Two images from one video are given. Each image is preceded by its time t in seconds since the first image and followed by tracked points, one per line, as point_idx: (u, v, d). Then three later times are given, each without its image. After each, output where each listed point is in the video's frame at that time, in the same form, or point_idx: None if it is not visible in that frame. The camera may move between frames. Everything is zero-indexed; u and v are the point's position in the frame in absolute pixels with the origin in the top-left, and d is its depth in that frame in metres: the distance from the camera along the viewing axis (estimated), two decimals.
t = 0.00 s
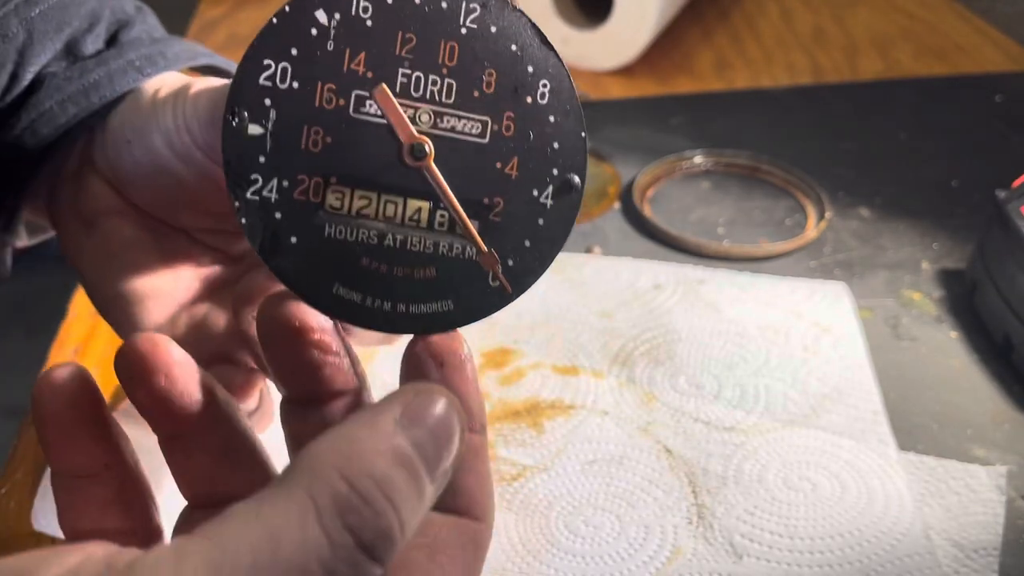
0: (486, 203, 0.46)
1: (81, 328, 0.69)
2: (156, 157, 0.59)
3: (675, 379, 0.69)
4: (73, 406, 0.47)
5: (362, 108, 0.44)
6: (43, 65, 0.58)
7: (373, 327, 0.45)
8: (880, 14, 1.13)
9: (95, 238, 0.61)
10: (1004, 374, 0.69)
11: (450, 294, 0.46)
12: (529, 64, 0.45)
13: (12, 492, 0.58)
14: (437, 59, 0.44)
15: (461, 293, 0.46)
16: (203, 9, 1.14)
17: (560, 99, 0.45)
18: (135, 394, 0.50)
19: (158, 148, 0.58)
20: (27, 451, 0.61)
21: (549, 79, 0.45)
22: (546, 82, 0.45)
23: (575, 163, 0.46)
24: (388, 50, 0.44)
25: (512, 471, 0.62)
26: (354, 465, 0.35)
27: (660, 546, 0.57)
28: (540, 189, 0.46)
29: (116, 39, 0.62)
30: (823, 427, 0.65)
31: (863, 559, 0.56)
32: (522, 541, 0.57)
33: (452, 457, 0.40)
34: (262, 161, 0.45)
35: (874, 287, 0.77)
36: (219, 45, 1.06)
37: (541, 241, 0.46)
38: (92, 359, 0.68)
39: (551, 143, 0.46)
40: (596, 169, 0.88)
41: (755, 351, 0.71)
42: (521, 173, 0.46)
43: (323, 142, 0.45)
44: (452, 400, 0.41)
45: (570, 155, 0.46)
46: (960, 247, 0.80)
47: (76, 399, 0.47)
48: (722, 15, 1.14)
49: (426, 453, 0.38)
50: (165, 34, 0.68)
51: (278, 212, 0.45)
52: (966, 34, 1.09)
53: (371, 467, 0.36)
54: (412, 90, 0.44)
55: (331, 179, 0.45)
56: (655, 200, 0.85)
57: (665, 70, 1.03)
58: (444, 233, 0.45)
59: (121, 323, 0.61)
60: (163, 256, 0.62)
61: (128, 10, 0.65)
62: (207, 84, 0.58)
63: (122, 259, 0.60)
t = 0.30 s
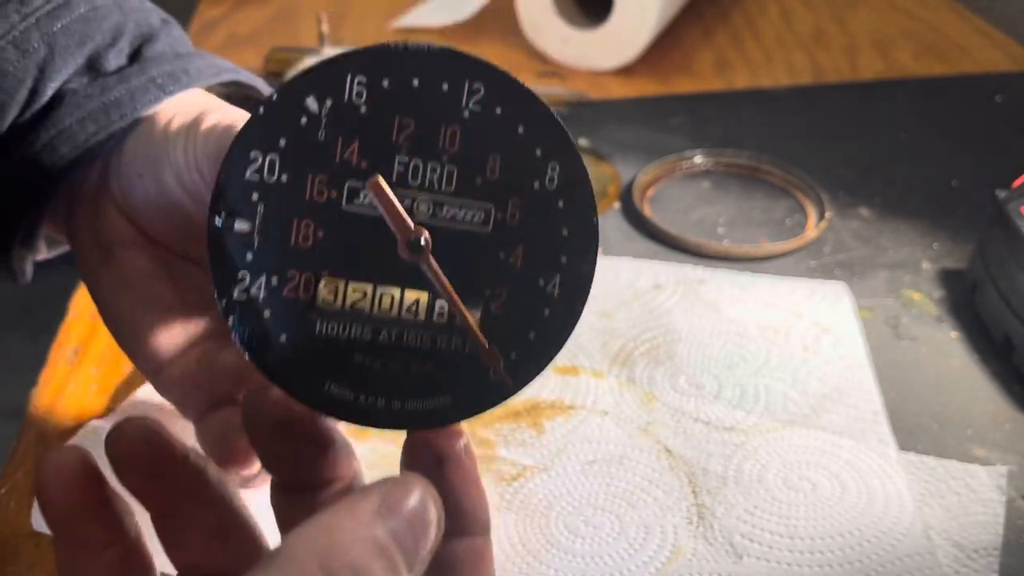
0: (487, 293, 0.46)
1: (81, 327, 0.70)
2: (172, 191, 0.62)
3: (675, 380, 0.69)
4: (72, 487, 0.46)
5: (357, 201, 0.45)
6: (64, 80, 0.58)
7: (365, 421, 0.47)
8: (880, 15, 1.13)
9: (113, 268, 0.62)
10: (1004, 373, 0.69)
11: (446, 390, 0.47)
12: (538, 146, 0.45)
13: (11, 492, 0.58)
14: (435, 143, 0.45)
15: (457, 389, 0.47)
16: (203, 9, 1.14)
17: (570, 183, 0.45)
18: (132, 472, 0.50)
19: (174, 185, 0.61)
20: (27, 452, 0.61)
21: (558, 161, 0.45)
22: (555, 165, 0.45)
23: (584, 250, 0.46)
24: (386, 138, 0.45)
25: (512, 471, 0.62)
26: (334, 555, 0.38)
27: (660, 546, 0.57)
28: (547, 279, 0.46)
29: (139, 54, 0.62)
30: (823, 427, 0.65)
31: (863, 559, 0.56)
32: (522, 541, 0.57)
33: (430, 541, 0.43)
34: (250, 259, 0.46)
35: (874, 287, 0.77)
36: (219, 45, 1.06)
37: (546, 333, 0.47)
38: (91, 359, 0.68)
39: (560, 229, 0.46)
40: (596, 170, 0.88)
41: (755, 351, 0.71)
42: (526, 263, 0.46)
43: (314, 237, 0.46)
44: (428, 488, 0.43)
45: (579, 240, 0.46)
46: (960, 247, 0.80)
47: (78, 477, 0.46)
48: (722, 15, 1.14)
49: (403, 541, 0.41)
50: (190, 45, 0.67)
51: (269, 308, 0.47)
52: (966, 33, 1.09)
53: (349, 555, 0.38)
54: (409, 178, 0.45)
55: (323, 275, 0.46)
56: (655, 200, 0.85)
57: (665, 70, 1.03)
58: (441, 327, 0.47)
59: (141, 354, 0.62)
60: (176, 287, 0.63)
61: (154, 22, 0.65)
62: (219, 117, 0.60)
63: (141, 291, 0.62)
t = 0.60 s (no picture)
0: (487, 336, 0.47)
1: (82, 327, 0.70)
2: (176, 214, 0.61)
3: (675, 380, 0.69)
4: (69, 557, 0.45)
5: (351, 251, 0.46)
6: (72, 97, 0.59)
7: (369, 471, 0.47)
8: (879, 16, 1.14)
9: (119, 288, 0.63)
10: (1004, 373, 0.69)
11: (451, 435, 0.47)
12: (532, 184, 0.46)
13: (13, 491, 0.59)
14: (427, 189, 0.45)
15: (462, 431, 0.47)
16: (203, 8, 1.14)
17: (563, 219, 0.46)
18: (125, 532, 0.48)
19: (177, 206, 0.61)
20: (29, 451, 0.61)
21: (553, 200, 0.46)
22: (550, 203, 0.46)
23: (581, 286, 0.47)
24: (376, 184, 0.45)
25: (512, 470, 0.62)
26: None
27: (660, 546, 0.57)
28: (547, 317, 0.47)
29: (148, 69, 0.63)
30: (823, 427, 0.65)
31: (862, 559, 0.57)
32: (522, 540, 0.58)
33: None
34: (243, 315, 0.46)
35: (874, 287, 0.77)
36: (219, 45, 1.06)
37: (548, 370, 0.48)
38: (92, 359, 0.68)
39: (557, 267, 0.47)
40: (596, 170, 0.88)
41: (755, 351, 0.71)
42: (524, 300, 0.47)
43: (306, 289, 0.46)
44: (433, 533, 0.43)
45: (576, 276, 0.47)
46: (959, 247, 0.80)
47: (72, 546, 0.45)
48: (722, 15, 1.14)
49: None
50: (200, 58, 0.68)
51: (265, 364, 0.47)
52: (964, 33, 1.09)
53: None
54: (401, 226, 0.46)
55: (319, 326, 0.47)
56: (655, 200, 0.85)
57: (665, 70, 1.03)
58: (442, 371, 0.47)
59: (145, 375, 0.63)
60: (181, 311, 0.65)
61: (163, 36, 0.65)
62: (223, 139, 0.60)
63: (147, 313, 0.63)
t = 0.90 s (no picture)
0: (467, 346, 0.48)
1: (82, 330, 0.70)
2: (118, 236, 0.62)
3: (675, 379, 0.69)
4: None
5: (338, 282, 0.46)
6: None
7: (367, 484, 0.48)
8: (879, 17, 1.14)
9: (60, 304, 0.63)
10: (1002, 373, 0.70)
11: (438, 438, 0.49)
12: (499, 206, 0.46)
13: (16, 491, 0.59)
14: (404, 220, 0.45)
15: (448, 435, 0.49)
16: (205, 9, 1.15)
17: (530, 235, 0.47)
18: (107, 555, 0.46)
19: (119, 227, 0.61)
20: (33, 453, 0.61)
21: (518, 217, 0.46)
22: (515, 221, 0.46)
23: (549, 292, 0.48)
24: (355, 220, 0.45)
25: (512, 470, 0.63)
26: None
27: (659, 545, 0.58)
28: (517, 323, 0.48)
29: (78, 74, 0.64)
30: (822, 427, 0.66)
31: (861, 557, 0.57)
32: (522, 539, 0.58)
33: None
34: (240, 351, 0.46)
35: (873, 288, 0.77)
36: (220, 45, 1.06)
37: (523, 373, 0.49)
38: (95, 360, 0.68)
39: (525, 278, 0.47)
40: (596, 171, 0.88)
41: (755, 351, 0.72)
42: (499, 313, 0.48)
43: (300, 321, 0.46)
44: (421, 527, 0.45)
45: (542, 283, 0.48)
46: (958, 247, 0.80)
47: None
48: (722, 16, 1.15)
49: None
50: (135, 66, 0.68)
51: (262, 396, 0.46)
52: (963, 34, 1.09)
53: None
54: (384, 254, 0.46)
55: (311, 353, 0.46)
56: (655, 200, 0.86)
57: (665, 71, 1.03)
58: (426, 384, 0.48)
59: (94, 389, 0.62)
60: (126, 322, 0.64)
61: (98, 43, 0.66)
62: (161, 155, 0.62)
63: (89, 328, 0.63)
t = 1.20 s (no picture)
0: (463, 331, 0.48)
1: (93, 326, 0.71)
2: (111, 228, 0.61)
3: (675, 380, 0.69)
4: None
5: (333, 266, 0.45)
6: None
7: (366, 471, 0.47)
8: (880, 16, 1.13)
9: (51, 297, 0.63)
10: (1004, 373, 0.69)
11: (436, 426, 0.48)
12: (493, 189, 0.46)
13: (12, 491, 0.58)
14: (399, 206, 0.45)
15: (445, 422, 0.48)
16: (203, 8, 1.14)
17: (525, 220, 0.46)
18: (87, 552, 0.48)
19: (112, 222, 0.60)
20: (29, 452, 0.61)
21: (513, 203, 0.46)
22: (510, 206, 0.46)
23: (544, 277, 0.48)
24: (351, 203, 0.44)
25: (512, 471, 0.62)
26: None
27: (659, 546, 0.57)
28: (513, 308, 0.48)
29: (69, 69, 0.64)
30: (823, 427, 0.65)
31: (863, 559, 0.56)
32: (521, 541, 0.57)
33: None
34: (235, 337, 0.45)
35: (875, 287, 0.76)
36: (218, 44, 1.06)
37: (517, 359, 0.49)
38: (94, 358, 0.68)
39: (521, 263, 0.47)
40: (596, 170, 0.88)
41: (755, 351, 0.71)
42: (494, 296, 0.47)
43: (295, 305, 0.45)
44: (402, 521, 0.45)
45: (537, 269, 0.47)
46: (960, 247, 0.80)
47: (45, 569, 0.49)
48: (722, 15, 1.14)
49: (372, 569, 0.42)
50: (125, 62, 0.69)
51: (258, 381, 0.46)
52: (964, 33, 1.09)
53: None
54: (377, 238, 0.45)
55: (307, 339, 0.46)
56: (655, 200, 0.85)
57: (665, 70, 1.03)
58: (423, 368, 0.47)
59: (86, 384, 0.62)
60: (118, 316, 0.64)
61: (88, 39, 0.67)
62: (149, 148, 0.60)
63: (82, 323, 0.62)
